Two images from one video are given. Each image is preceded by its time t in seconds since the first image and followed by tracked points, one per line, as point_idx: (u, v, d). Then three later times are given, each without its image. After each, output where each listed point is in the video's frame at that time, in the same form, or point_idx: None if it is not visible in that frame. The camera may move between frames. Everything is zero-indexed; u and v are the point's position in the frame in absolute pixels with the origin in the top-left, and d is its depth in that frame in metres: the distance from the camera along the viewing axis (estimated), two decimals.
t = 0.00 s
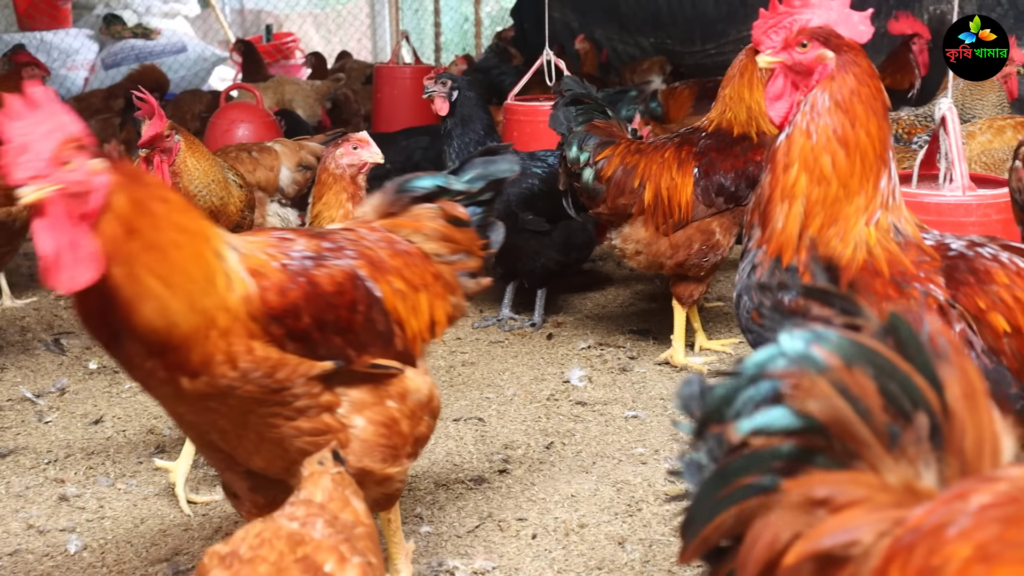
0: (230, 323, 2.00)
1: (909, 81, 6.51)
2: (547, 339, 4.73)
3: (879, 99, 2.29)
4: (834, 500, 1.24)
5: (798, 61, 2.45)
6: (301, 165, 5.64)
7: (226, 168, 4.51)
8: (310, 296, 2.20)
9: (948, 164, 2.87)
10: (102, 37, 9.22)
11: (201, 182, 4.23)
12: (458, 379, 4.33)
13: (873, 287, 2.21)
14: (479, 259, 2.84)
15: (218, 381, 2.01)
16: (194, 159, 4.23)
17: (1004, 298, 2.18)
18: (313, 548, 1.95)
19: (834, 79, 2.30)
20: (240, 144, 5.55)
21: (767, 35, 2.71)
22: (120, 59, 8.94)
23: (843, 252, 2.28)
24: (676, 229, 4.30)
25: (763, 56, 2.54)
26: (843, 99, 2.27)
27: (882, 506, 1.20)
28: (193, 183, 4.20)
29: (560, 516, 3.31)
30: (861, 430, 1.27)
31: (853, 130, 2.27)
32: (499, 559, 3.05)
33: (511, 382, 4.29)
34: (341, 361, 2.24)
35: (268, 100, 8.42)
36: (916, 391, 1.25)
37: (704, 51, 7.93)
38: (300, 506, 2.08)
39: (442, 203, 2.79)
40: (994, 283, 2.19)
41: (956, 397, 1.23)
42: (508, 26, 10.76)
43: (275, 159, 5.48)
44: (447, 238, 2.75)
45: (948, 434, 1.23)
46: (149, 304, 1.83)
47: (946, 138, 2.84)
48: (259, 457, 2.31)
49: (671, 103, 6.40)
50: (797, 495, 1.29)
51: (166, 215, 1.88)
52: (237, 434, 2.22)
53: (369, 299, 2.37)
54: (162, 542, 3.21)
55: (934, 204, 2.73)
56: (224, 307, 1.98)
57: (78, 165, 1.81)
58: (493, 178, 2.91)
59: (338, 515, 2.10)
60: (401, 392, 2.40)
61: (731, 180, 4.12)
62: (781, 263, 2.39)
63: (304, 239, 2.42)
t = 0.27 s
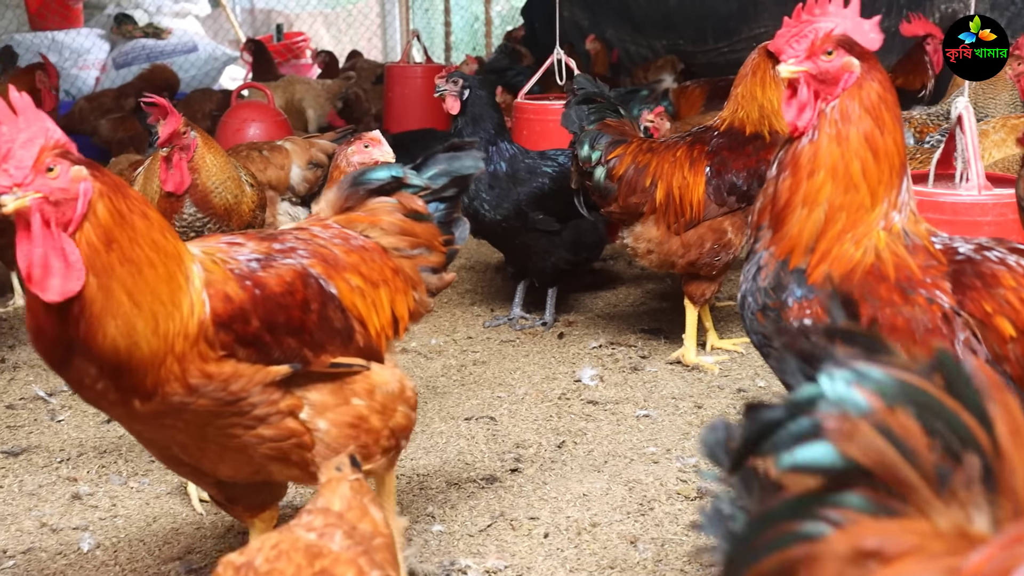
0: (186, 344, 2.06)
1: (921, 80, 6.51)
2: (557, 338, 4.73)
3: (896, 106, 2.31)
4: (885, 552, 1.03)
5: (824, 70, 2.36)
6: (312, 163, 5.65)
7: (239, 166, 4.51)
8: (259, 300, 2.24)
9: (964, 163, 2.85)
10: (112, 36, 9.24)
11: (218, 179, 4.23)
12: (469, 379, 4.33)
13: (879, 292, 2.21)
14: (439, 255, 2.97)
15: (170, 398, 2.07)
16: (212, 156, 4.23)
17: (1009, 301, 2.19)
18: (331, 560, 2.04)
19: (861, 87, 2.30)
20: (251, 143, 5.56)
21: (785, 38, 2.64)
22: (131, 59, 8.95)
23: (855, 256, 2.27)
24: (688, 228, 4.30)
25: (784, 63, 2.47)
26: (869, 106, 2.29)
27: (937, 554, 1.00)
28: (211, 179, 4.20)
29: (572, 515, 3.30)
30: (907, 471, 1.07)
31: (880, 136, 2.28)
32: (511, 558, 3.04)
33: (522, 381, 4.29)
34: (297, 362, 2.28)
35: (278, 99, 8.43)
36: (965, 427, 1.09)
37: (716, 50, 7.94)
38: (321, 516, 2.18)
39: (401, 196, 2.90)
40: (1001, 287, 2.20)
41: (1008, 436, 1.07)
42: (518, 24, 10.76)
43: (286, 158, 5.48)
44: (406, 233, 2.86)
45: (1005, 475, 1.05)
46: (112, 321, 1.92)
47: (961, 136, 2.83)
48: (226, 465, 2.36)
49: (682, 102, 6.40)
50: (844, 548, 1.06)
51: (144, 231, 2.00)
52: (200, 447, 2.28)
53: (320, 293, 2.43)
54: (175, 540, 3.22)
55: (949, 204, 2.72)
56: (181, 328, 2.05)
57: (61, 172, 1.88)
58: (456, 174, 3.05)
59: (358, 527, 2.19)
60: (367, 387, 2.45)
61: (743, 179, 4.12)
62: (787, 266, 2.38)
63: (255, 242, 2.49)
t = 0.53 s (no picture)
0: (175, 354, 2.14)
1: (932, 79, 6.50)
2: (567, 337, 4.73)
3: (914, 104, 2.30)
4: None
5: (837, 71, 2.37)
6: (323, 160, 5.66)
7: (250, 165, 4.51)
8: (248, 302, 2.32)
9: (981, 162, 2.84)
10: (123, 35, 9.27)
11: (230, 176, 4.24)
12: (479, 378, 4.33)
13: (890, 296, 2.21)
14: (430, 253, 3.09)
15: (157, 405, 2.15)
16: (224, 153, 4.24)
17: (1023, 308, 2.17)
18: (344, 561, 2.06)
19: (874, 87, 2.29)
20: (263, 141, 5.57)
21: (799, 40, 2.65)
22: (142, 58, 8.96)
23: (868, 257, 2.28)
24: (699, 227, 4.29)
25: (798, 65, 2.49)
26: (885, 106, 2.27)
27: None
28: (222, 176, 4.21)
29: (582, 513, 3.30)
30: None
31: (894, 136, 2.28)
32: (522, 556, 3.04)
33: (532, 380, 4.29)
34: (288, 366, 2.36)
35: (288, 98, 8.44)
36: None
37: (729, 49, 7.94)
38: (336, 515, 2.21)
39: (390, 195, 2.99)
40: (1016, 292, 2.19)
41: None
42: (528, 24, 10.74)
43: (297, 156, 5.49)
44: (396, 233, 2.96)
45: None
46: (110, 321, 2.04)
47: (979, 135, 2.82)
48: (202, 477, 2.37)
49: (693, 101, 6.40)
50: None
51: (153, 235, 2.12)
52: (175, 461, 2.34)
53: (309, 292, 2.50)
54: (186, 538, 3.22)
55: (966, 204, 2.72)
56: (176, 336, 2.14)
57: (74, 169, 2.01)
58: (444, 171, 3.27)
59: (372, 526, 2.22)
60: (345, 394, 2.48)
61: (754, 178, 4.12)
62: (800, 265, 2.37)
63: (243, 244, 2.53)
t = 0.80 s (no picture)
0: (130, 363, 1.99)
1: (944, 79, 6.49)
2: (575, 336, 4.73)
3: (928, 103, 2.28)
4: None
5: (848, 73, 2.38)
6: (331, 158, 5.67)
7: (259, 163, 4.50)
8: (205, 323, 2.17)
9: (996, 162, 2.84)
10: (133, 34, 9.31)
11: (239, 174, 4.24)
12: (487, 377, 4.33)
13: (898, 298, 2.21)
14: (397, 263, 2.99)
15: (105, 429, 2.00)
16: (233, 152, 4.25)
17: None
18: (350, 558, 2.06)
19: (884, 88, 2.28)
20: (271, 140, 5.57)
21: (811, 42, 2.66)
22: (150, 57, 8.98)
23: (882, 258, 2.28)
24: (708, 226, 4.29)
25: (808, 66, 2.50)
26: (896, 107, 2.26)
27: None
28: (232, 175, 4.21)
29: (590, 513, 3.30)
30: None
31: (907, 135, 2.26)
32: (530, 555, 3.04)
33: (541, 378, 4.30)
34: (241, 392, 2.22)
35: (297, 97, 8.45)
36: None
37: (740, 48, 7.94)
38: (343, 512, 2.21)
39: (354, 201, 2.94)
40: None
41: None
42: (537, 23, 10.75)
43: (306, 154, 5.50)
44: (362, 244, 2.88)
45: None
46: (59, 339, 1.85)
47: (996, 135, 2.81)
48: (141, 509, 2.26)
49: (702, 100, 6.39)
50: None
51: (91, 242, 1.91)
52: (122, 485, 2.21)
53: (273, 313, 2.36)
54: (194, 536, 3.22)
55: (981, 204, 2.72)
56: (128, 346, 1.98)
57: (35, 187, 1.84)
58: (404, 169, 3.08)
59: (379, 524, 2.23)
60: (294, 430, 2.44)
61: (763, 178, 4.11)
62: (814, 264, 2.38)
63: (202, 255, 2.43)
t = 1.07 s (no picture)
0: (100, 377, 1.96)
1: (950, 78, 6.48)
2: (581, 336, 4.72)
3: (939, 100, 2.27)
4: None
5: (856, 72, 2.36)
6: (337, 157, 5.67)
7: (265, 162, 4.50)
8: (179, 339, 2.13)
9: (1008, 161, 2.83)
10: (139, 34, 9.33)
11: (246, 173, 4.24)
12: (493, 376, 4.33)
13: (904, 297, 2.20)
14: (367, 264, 2.89)
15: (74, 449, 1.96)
16: (239, 151, 4.25)
17: None
18: (355, 556, 2.05)
19: (893, 86, 2.28)
20: (277, 139, 5.57)
21: (819, 42, 2.61)
22: (156, 56, 8.98)
23: (891, 257, 2.27)
24: (714, 225, 4.28)
25: (816, 65, 2.48)
26: (907, 104, 2.26)
27: None
28: (238, 174, 4.22)
29: (597, 512, 3.30)
30: None
31: (918, 132, 2.25)
32: (537, 554, 3.04)
33: (548, 378, 4.30)
34: (213, 410, 2.20)
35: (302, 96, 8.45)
36: None
37: (746, 47, 7.94)
38: (346, 511, 2.20)
39: (325, 200, 2.86)
40: None
41: None
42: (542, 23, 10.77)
43: (312, 153, 5.49)
44: (331, 242, 2.79)
45: None
46: (21, 357, 1.81)
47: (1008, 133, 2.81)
48: (110, 526, 2.24)
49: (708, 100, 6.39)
50: None
51: (57, 257, 1.88)
52: (90, 501, 2.18)
53: (246, 325, 2.33)
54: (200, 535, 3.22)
55: (992, 202, 2.71)
56: (96, 362, 1.95)
57: None
58: (380, 169, 2.99)
59: (382, 522, 2.22)
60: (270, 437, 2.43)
61: (770, 176, 4.11)
62: (824, 263, 2.37)
63: (166, 257, 2.37)
